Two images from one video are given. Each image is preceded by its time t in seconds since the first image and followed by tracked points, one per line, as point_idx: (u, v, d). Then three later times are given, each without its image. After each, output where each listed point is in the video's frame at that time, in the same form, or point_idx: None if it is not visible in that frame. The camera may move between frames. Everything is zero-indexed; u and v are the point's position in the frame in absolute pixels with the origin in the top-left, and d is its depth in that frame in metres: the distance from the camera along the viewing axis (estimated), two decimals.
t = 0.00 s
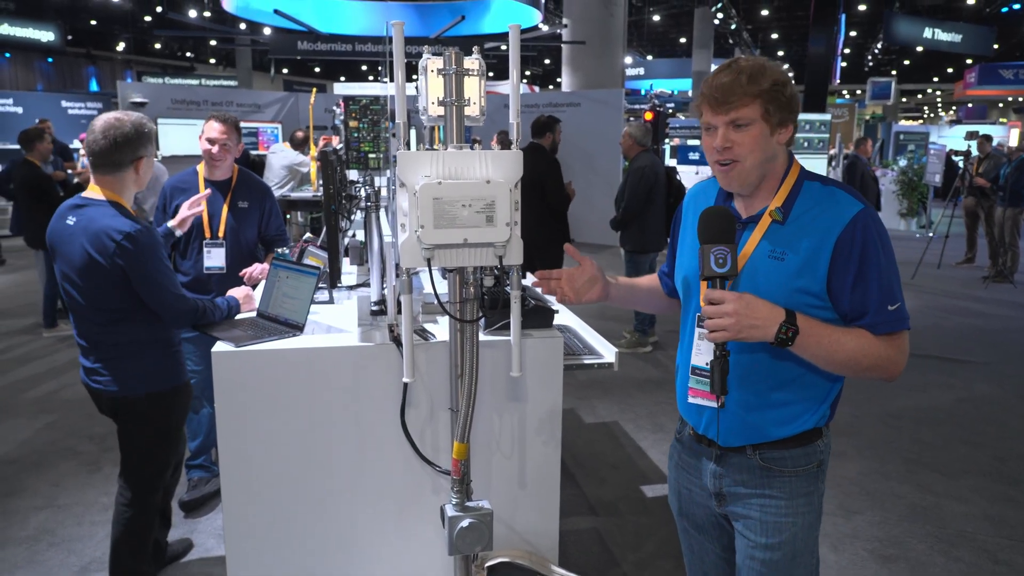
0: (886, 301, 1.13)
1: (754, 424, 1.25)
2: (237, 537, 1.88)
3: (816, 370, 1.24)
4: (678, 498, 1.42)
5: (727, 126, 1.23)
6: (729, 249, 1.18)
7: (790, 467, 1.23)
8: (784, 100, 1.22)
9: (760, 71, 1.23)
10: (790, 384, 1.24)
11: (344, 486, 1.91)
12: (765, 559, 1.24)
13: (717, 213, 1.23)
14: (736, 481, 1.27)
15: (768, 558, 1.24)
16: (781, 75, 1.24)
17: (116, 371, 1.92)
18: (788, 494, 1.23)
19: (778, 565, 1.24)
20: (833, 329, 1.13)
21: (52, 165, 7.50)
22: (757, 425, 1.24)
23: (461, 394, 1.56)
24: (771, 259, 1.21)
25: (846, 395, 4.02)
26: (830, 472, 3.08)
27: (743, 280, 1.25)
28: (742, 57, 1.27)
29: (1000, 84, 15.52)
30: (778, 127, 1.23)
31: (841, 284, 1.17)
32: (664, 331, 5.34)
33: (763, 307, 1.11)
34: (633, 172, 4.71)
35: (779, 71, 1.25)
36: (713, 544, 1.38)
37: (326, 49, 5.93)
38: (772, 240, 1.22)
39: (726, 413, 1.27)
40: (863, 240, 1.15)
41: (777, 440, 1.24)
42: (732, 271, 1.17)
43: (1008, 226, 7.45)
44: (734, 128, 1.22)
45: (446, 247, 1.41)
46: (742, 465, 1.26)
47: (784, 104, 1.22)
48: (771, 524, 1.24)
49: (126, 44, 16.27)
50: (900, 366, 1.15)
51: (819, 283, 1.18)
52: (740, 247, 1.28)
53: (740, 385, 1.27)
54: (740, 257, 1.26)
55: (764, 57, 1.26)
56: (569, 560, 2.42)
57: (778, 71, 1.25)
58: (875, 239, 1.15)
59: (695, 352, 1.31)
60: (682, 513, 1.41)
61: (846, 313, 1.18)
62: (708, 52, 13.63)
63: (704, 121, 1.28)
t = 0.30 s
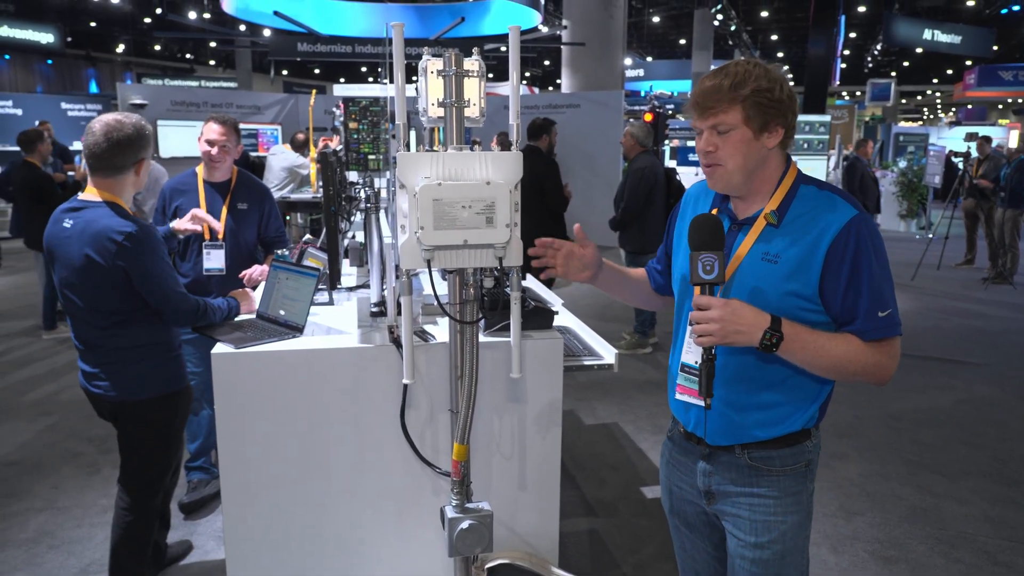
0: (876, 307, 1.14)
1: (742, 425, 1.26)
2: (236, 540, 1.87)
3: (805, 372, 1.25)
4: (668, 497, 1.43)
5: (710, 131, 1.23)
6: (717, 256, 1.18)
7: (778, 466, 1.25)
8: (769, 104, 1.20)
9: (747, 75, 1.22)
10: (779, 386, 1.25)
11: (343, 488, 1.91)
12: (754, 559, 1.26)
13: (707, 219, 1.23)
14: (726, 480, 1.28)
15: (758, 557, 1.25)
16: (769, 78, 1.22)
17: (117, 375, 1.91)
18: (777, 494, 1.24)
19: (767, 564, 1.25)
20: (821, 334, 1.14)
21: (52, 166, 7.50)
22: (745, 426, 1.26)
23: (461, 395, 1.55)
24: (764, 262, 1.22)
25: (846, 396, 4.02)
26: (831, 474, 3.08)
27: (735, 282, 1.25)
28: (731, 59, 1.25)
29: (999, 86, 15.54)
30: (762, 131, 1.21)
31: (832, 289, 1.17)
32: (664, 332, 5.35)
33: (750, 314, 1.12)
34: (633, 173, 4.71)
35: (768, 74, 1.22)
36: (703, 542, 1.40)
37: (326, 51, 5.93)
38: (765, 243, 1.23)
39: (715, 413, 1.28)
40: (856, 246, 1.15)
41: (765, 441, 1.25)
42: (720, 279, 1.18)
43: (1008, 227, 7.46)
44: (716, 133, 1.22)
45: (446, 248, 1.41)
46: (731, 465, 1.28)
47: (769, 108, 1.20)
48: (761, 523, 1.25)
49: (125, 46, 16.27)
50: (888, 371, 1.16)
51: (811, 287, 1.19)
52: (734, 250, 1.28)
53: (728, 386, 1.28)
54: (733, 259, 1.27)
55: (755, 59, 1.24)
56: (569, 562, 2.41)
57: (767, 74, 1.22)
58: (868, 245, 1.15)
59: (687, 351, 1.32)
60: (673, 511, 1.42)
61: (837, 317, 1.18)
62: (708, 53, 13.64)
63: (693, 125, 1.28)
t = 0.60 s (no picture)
0: (874, 304, 1.14)
1: (740, 423, 1.26)
2: (235, 543, 1.87)
3: (803, 371, 1.25)
4: (663, 498, 1.43)
5: (739, 123, 1.24)
6: (718, 249, 1.19)
7: (774, 466, 1.25)
8: (790, 104, 1.26)
9: (769, 75, 1.27)
10: (776, 385, 1.26)
11: (341, 489, 1.91)
12: (750, 559, 1.26)
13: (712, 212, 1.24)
14: (722, 481, 1.28)
15: (755, 558, 1.25)
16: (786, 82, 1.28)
17: (115, 378, 1.91)
18: (774, 494, 1.25)
19: (764, 564, 1.25)
20: (822, 331, 1.13)
21: (50, 168, 7.49)
22: (742, 424, 1.26)
23: (459, 396, 1.55)
24: (762, 260, 1.22)
25: (845, 396, 4.02)
26: (829, 473, 3.08)
27: (734, 280, 1.25)
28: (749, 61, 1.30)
29: (997, 86, 15.56)
30: (784, 130, 1.26)
31: (830, 287, 1.17)
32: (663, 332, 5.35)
33: (752, 306, 1.12)
34: (632, 173, 4.70)
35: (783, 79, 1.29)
36: (699, 543, 1.40)
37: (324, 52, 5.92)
38: (764, 241, 1.23)
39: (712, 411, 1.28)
40: (854, 245, 1.15)
41: (762, 440, 1.25)
42: (722, 270, 1.19)
43: (1006, 226, 7.47)
44: (746, 125, 1.24)
45: (445, 250, 1.41)
46: (727, 465, 1.28)
47: (789, 108, 1.26)
48: (757, 523, 1.25)
49: (124, 48, 16.27)
50: (889, 367, 1.14)
51: (809, 285, 1.19)
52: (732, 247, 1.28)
53: (725, 385, 1.28)
54: (731, 257, 1.27)
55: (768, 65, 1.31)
56: (568, 562, 2.41)
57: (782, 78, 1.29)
58: (866, 243, 1.15)
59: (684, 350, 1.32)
60: (669, 513, 1.42)
61: (835, 315, 1.18)
62: (706, 54, 13.66)
63: (712, 117, 1.28)
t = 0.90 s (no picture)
0: (876, 299, 1.15)
1: (742, 420, 1.26)
2: (233, 544, 1.87)
3: (803, 367, 1.26)
4: (663, 498, 1.42)
5: (748, 117, 1.24)
6: (727, 249, 1.17)
7: (776, 463, 1.25)
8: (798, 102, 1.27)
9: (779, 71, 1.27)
10: (777, 381, 1.26)
11: (339, 489, 1.91)
12: (752, 558, 1.25)
13: (714, 209, 1.24)
14: (724, 480, 1.28)
15: (756, 556, 1.25)
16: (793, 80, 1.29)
17: (116, 380, 1.90)
18: (774, 491, 1.25)
19: (765, 562, 1.25)
20: (830, 326, 1.13)
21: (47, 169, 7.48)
22: (745, 422, 1.25)
23: (456, 395, 1.55)
24: (762, 256, 1.21)
25: (843, 395, 4.02)
26: (827, 472, 3.09)
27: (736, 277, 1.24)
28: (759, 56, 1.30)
29: (995, 84, 15.58)
30: (789, 127, 1.27)
31: (832, 283, 1.17)
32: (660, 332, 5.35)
33: (764, 306, 1.11)
34: (629, 173, 4.71)
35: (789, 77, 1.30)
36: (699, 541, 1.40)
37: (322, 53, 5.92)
38: (764, 237, 1.22)
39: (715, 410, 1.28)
40: (855, 242, 1.16)
41: (764, 437, 1.25)
42: (731, 271, 1.16)
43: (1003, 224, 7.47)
44: (756, 119, 1.24)
45: (441, 249, 1.41)
46: (728, 464, 1.28)
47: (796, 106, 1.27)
48: (758, 522, 1.25)
49: (122, 48, 16.26)
50: (891, 363, 1.16)
51: (811, 281, 1.19)
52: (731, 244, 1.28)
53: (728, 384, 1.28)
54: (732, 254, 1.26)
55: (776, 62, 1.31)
56: (566, 562, 2.41)
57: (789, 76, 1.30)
58: (866, 239, 1.15)
59: (685, 348, 1.31)
60: (669, 513, 1.42)
61: (837, 310, 1.19)
62: (704, 53, 13.67)
63: (720, 109, 1.28)
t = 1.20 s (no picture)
0: (875, 300, 1.14)
1: (741, 421, 1.25)
2: (230, 544, 1.86)
3: (802, 367, 1.25)
4: (664, 498, 1.42)
5: (737, 120, 1.23)
6: (722, 252, 1.18)
7: (776, 463, 1.24)
8: (786, 99, 1.26)
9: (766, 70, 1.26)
10: (776, 381, 1.25)
11: (337, 490, 1.90)
12: (753, 558, 1.25)
13: (707, 212, 1.23)
14: (724, 480, 1.28)
15: (757, 556, 1.25)
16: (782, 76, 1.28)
17: (115, 381, 1.90)
18: (775, 492, 1.24)
19: (766, 563, 1.24)
20: (827, 327, 1.13)
21: (45, 169, 7.48)
22: (744, 422, 1.25)
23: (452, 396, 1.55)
24: (760, 257, 1.21)
25: (842, 395, 4.02)
26: (826, 472, 3.08)
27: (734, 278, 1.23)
28: (746, 56, 1.29)
29: (995, 84, 15.56)
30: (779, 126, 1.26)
31: (830, 283, 1.17)
32: (659, 331, 5.34)
33: (760, 308, 1.11)
34: (628, 173, 4.71)
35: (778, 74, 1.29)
36: (699, 542, 1.39)
37: (322, 52, 5.92)
38: (761, 238, 1.22)
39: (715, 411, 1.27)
40: (852, 243, 1.15)
41: (764, 437, 1.24)
42: (725, 274, 1.17)
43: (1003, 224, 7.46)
44: (744, 122, 1.23)
45: (437, 249, 1.40)
46: (728, 464, 1.27)
47: (786, 104, 1.26)
48: (759, 522, 1.24)
49: (122, 48, 16.27)
50: (890, 363, 1.15)
51: (809, 281, 1.18)
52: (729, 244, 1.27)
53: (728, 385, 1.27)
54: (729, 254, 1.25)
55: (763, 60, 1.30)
56: (563, 563, 2.41)
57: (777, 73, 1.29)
58: (864, 239, 1.15)
59: (684, 349, 1.30)
60: (669, 513, 1.41)
61: (835, 311, 1.18)
62: (704, 52, 13.66)
63: (709, 113, 1.27)
